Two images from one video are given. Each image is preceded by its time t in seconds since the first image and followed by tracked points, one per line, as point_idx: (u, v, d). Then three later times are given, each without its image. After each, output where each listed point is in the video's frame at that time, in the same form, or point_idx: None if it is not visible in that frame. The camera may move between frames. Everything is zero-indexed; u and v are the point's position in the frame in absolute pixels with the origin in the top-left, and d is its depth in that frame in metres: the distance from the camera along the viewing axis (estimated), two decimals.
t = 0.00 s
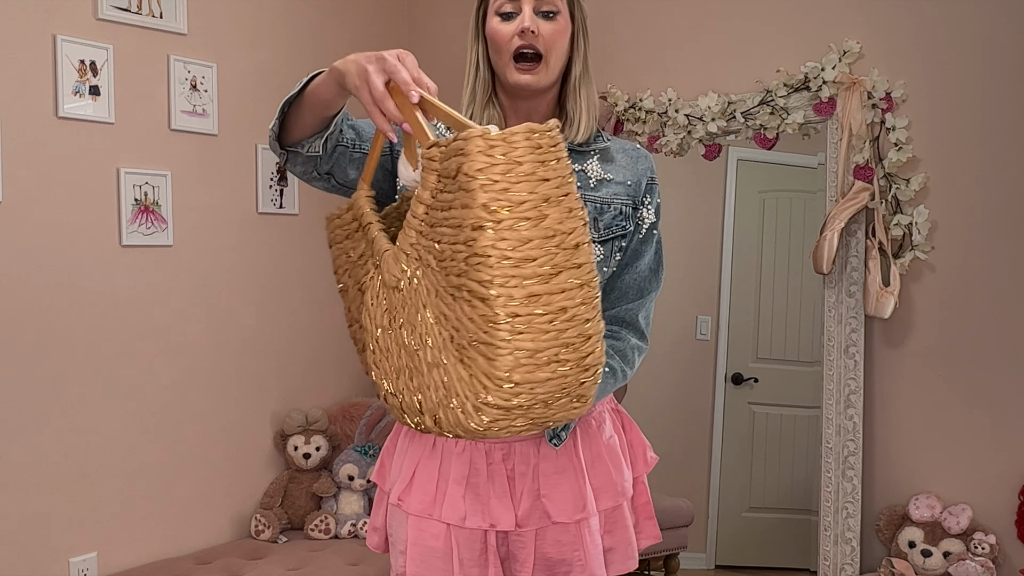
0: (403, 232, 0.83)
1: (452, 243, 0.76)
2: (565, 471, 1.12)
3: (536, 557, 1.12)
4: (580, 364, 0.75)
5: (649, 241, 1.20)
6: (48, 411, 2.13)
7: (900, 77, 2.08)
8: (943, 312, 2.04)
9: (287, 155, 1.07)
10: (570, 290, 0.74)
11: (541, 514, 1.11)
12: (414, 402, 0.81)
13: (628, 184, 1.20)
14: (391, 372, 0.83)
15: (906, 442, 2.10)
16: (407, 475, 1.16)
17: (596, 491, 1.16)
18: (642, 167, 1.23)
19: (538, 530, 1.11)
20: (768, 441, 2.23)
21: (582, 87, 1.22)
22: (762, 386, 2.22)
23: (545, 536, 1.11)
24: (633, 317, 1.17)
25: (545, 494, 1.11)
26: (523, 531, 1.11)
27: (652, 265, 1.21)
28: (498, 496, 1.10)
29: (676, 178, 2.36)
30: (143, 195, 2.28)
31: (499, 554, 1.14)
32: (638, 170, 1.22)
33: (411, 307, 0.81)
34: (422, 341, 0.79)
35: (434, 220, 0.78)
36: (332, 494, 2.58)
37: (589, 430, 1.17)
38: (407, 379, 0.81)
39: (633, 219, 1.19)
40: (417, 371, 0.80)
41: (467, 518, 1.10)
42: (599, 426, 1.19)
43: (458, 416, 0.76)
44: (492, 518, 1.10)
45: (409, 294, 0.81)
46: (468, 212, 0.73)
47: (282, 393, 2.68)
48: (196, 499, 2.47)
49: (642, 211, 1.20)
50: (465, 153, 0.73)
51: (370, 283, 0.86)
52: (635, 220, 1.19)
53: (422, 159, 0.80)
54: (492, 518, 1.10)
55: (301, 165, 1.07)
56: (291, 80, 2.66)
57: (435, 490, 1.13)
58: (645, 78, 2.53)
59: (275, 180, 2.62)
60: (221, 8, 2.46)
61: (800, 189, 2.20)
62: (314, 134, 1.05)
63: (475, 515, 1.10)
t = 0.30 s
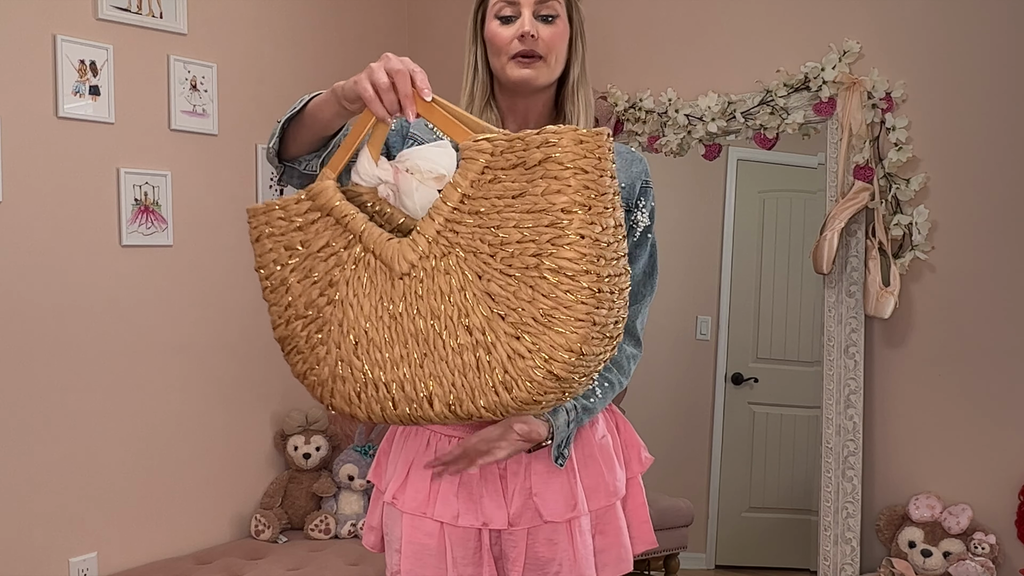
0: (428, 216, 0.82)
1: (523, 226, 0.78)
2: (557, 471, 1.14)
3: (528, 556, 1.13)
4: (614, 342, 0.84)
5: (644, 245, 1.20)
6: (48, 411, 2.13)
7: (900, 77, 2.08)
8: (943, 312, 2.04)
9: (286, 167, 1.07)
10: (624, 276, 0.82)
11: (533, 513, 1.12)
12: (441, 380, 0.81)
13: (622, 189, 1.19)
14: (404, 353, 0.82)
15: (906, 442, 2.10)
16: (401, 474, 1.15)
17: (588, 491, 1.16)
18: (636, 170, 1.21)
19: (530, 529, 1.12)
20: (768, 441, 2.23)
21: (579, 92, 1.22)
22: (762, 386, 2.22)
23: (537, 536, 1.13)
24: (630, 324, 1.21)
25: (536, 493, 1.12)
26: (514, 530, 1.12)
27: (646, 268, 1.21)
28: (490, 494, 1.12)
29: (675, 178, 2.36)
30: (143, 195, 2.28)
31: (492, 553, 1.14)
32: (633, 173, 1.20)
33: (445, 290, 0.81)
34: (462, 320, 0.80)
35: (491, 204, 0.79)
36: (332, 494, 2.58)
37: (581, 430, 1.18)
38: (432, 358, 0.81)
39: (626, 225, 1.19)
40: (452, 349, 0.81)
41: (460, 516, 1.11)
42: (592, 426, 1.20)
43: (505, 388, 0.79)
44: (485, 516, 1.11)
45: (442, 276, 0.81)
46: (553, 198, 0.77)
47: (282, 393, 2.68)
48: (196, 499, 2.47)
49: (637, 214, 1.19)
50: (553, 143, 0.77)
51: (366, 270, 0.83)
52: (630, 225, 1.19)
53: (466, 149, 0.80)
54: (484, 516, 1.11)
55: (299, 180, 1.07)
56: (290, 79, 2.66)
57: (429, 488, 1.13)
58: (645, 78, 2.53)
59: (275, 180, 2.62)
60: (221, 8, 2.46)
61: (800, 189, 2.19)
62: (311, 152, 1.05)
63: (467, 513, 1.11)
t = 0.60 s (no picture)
0: (405, 190, 0.81)
1: (502, 215, 0.79)
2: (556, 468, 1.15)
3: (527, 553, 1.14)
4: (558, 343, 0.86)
5: (636, 241, 1.19)
6: (48, 411, 2.13)
7: (900, 77, 2.08)
8: (943, 312, 2.04)
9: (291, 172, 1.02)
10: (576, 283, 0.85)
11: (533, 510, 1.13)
12: (392, 350, 0.78)
13: (615, 184, 1.18)
14: (360, 317, 0.79)
15: (906, 442, 2.10)
16: (399, 475, 1.16)
17: (586, 488, 1.18)
18: (629, 169, 1.21)
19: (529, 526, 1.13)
20: (768, 441, 2.23)
21: (573, 94, 1.23)
22: (762, 386, 2.23)
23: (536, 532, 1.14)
24: (626, 319, 1.16)
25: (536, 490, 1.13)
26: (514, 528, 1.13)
27: (639, 265, 1.20)
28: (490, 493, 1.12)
29: (676, 178, 2.36)
30: (143, 195, 2.28)
31: (491, 551, 1.15)
32: (625, 170, 1.21)
33: (415, 263, 0.79)
34: (426, 294, 0.79)
35: (472, 190, 0.80)
36: (332, 494, 2.58)
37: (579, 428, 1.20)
38: (388, 326, 0.79)
39: (620, 219, 1.17)
40: (410, 320, 0.79)
41: (460, 515, 1.11)
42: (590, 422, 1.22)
43: (458, 364, 0.78)
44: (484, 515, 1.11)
45: (413, 248, 0.80)
46: (537, 195, 0.79)
47: (282, 393, 2.68)
48: (196, 499, 2.47)
49: (630, 212, 1.18)
50: (543, 145, 0.80)
51: (331, 232, 0.81)
52: (622, 220, 1.18)
53: (455, 133, 0.80)
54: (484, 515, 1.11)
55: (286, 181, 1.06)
56: (290, 80, 2.66)
57: (427, 488, 1.13)
58: (645, 78, 2.53)
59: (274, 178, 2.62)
60: (221, 8, 2.46)
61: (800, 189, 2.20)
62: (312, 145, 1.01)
63: (466, 513, 1.11)
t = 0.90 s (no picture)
0: (392, 218, 0.80)
1: (487, 242, 0.77)
2: (553, 468, 1.17)
3: (525, 552, 1.17)
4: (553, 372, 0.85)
5: (630, 243, 1.27)
6: (48, 411, 2.13)
7: (900, 78, 2.08)
8: (943, 313, 2.04)
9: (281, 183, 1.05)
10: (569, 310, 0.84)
11: (529, 510, 1.16)
12: (381, 379, 0.77)
13: (609, 186, 1.27)
14: (348, 346, 0.78)
15: (905, 442, 2.10)
16: (398, 477, 1.19)
17: (585, 486, 1.20)
18: (623, 170, 1.29)
19: (526, 526, 1.16)
20: (768, 441, 2.23)
21: (566, 98, 1.28)
22: (762, 386, 2.23)
23: (533, 531, 1.17)
24: (614, 316, 1.23)
25: (532, 490, 1.16)
26: (512, 527, 1.16)
27: (631, 266, 1.27)
28: (487, 494, 1.15)
29: (676, 178, 2.36)
30: (143, 195, 2.28)
31: (490, 551, 1.18)
32: (619, 173, 1.29)
33: (401, 292, 0.78)
34: (412, 321, 0.77)
35: (458, 217, 0.78)
36: (332, 494, 2.58)
37: (577, 427, 1.21)
38: (376, 355, 0.77)
39: (613, 221, 1.26)
40: (398, 349, 0.77)
41: (457, 515, 1.14)
42: (588, 421, 1.23)
43: (446, 392, 0.77)
44: (482, 515, 1.14)
45: (399, 277, 0.78)
46: (520, 222, 0.77)
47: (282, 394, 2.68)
48: (196, 500, 2.47)
49: (623, 213, 1.27)
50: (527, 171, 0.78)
51: (319, 262, 0.80)
52: (616, 222, 1.26)
53: (441, 160, 0.79)
54: (481, 515, 1.14)
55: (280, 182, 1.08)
56: (290, 79, 2.66)
57: (426, 490, 1.17)
58: (645, 78, 2.52)
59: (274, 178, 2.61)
60: (221, 8, 2.45)
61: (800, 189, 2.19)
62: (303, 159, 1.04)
63: (464, 513, 1.14)
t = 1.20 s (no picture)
0: (359, 248, 0.86)
1: (432, 265, 0.82)
2: (552, 467, 1.18)
3: (525, 551, 1.17)
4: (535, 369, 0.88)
5: (632, 239, 1.27)
6: (48, 411, 2.13)
7: (900, 78, 2.08)
8: (943, 313, 2.04)
9: (264, 189, 1.14)
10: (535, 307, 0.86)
11: (529, 509, 1.16)
12: (361, 404, 0.86)
13: (608, 185, 1.29)
14: (332, 376, 0.87)
15: (905, 442, 2.10)
16: (398, 477, 1.19)
17: (584, 485, 1.21)
18: (621, 170, 1.31)
19: (526, 524, 1.17)
20: (768, 441, 2.23)
21: (564, 97, 1.27)
22: (762, 386, 2.23)
23: (533, 530, 1.17)
24: (623, 309, 1.24)
25: (532, 489, 1.16)
26: (511, 526, 1.16)
27: (636, 261, 1.28)
28: (487, 493, 1.15)
29: (676, 178, 2.36)
30: (143, 195, 2.28)
31: (489, 549, 1.18)
32: (618, 173, 1.30)
33: (366, 321, 0.85)
34: (378, 351, 0.85)
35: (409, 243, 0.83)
36: (332, 494, 2.58)
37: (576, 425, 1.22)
38: (354, 383, 0.86)
39: (613, 218, 1.28)
40: (370, 377, 0.85)
41: (457, 515, 1.14)
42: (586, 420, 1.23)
43: (416, 417, 0.84)
44: (482, 514, 1.14)
45: (364, 307, 0.85)
46: (456, 241, 0.80)
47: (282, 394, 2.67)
48: (196, 499, 2.47)
49: (624, 210, 1.28)
50: (460, 188, 0.80)
51: (308, 294, 0.89)
52: (616, 219, 1.28)
53: (392, 186, 0.84)
54: (482, 514, 1.14)
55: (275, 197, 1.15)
56: (290, 79, 2.66)
57: (425, 490, 1.17)
58: (645, 78, 2.52)
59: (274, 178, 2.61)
60: (220, 8, 2.45)
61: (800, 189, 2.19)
62: (283, 170, 1.12)
63: (464, 512, 1.14)
